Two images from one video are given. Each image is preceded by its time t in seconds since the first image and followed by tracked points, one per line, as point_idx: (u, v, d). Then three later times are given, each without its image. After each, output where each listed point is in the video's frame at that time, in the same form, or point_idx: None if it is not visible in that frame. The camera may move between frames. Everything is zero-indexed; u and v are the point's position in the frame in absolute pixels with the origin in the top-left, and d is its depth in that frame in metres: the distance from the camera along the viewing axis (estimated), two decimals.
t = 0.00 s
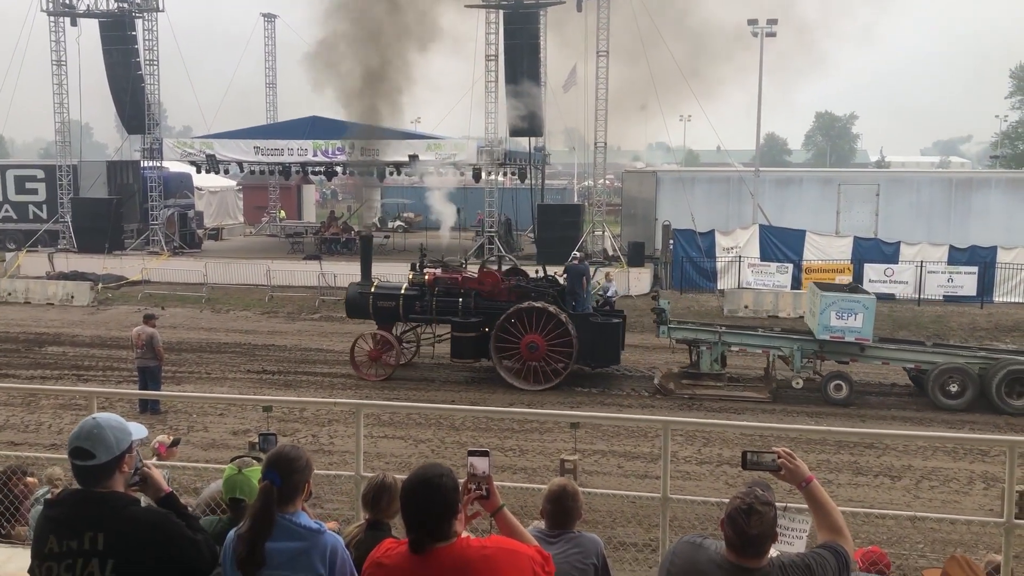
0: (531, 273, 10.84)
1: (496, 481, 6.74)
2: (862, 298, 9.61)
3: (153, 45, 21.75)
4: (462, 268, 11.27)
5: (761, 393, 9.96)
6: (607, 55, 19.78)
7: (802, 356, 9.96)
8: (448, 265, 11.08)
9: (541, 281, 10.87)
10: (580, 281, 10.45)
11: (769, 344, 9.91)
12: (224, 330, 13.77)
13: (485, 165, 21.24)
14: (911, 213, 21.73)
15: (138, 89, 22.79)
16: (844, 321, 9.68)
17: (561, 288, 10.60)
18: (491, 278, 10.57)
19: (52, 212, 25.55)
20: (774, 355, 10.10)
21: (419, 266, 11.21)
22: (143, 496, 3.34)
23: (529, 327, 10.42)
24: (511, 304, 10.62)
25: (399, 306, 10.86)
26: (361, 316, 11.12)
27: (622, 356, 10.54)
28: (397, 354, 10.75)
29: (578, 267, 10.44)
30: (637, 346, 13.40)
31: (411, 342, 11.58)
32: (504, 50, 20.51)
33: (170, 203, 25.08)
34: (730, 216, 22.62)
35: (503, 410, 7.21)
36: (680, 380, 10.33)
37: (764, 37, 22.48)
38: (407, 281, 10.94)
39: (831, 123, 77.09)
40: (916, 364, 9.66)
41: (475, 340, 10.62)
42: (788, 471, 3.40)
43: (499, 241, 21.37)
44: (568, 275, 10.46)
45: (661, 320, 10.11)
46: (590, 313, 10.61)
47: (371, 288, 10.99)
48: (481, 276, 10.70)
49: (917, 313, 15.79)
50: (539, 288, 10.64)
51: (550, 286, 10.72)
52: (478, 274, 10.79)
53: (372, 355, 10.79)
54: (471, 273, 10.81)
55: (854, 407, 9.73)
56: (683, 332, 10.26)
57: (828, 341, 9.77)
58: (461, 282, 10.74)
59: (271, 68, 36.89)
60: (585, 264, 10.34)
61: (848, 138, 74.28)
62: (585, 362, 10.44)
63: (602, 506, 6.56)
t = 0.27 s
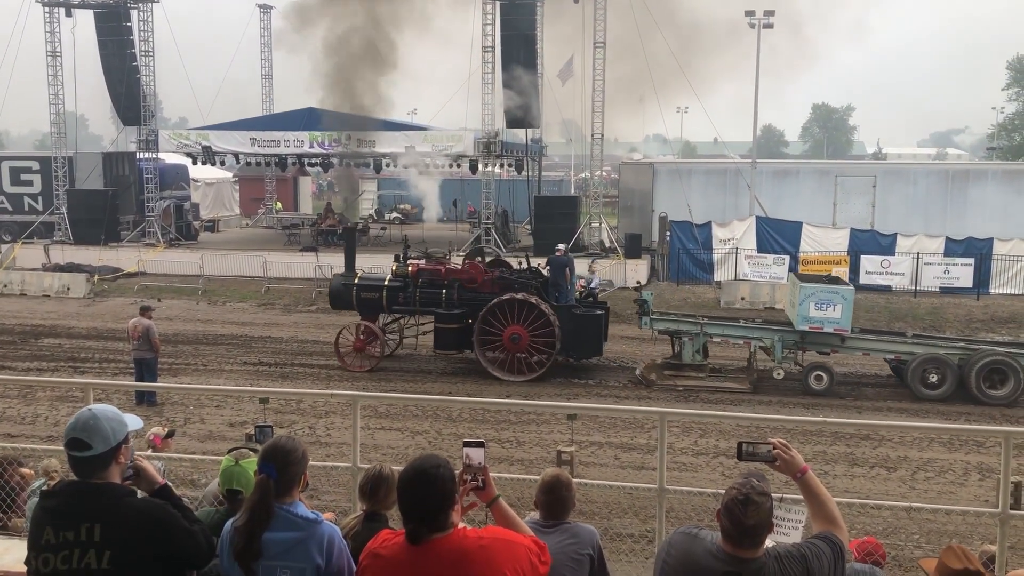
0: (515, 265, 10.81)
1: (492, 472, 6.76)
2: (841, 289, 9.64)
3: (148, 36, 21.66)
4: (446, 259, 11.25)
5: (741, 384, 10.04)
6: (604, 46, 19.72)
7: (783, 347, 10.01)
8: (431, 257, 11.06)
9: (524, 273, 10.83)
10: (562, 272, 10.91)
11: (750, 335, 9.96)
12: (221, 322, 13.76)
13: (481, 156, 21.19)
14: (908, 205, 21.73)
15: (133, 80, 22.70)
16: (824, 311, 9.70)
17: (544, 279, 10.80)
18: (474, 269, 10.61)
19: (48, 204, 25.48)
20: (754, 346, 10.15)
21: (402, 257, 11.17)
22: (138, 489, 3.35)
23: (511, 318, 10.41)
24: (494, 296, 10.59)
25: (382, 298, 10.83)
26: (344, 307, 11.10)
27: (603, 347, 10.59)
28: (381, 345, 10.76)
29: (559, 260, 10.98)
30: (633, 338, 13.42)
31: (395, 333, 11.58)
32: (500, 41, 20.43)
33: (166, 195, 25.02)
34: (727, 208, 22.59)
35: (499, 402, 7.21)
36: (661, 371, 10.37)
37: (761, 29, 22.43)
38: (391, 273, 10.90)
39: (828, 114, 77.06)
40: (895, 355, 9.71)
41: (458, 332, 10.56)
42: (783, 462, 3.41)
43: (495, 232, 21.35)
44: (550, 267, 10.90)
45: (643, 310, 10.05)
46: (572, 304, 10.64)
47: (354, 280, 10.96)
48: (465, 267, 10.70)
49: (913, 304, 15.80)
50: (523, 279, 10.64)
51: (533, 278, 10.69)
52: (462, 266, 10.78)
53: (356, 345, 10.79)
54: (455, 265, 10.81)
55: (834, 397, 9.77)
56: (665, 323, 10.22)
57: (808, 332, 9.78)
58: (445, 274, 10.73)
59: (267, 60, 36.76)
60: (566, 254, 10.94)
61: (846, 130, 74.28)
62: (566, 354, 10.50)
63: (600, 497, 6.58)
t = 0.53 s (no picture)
0: (500, 259, 10.92)
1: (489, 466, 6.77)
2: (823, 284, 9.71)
3: (147, 30, 21.62)
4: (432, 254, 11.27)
5: (726, 377, 10.12)
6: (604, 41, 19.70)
7: (767, 341, 10.06)
8: (417, 251, 11.10)
9: (509, 267, 10.91)
10: (546, 267, 10.73)
11: (734, 329, 10.01)
12: (220, 317, 13.76)
13: (480, 151, 21.17)
14: (907, 201, 21.74)
15: (132, 74, 22.66)
16: (805, 306, 9.78)
17: (529, 273, 10.81)
18: (459, 264, 10.67)
19: (47, 198, 25.46)
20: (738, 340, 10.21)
21: (388, 252, 11.20)
22: (136, 483, 3.35)
23: (497, 312, 10.50)
24: (479, 290, 10.71)
25: (368, 292, 10.87)
26: (330, 303, 11.09)
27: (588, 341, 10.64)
28: (367, 340, 10.76)
29: (545, 255, 10.77)
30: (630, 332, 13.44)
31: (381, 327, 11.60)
32: (500, 36, 20.40)
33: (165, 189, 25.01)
34: (727, 203, 22.57)
35: (497, 396, 7.23)
36: (646, 365, 10.36)
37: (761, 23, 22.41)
38: (377, 267, 10.94)
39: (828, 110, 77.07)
40: (879, 349, 9.75)
41: (444, 326, 10.66)
42: (782, 456, 3.42)
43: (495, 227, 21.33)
44: (535, 262, 10.76)
45: (628, 304, 10.12)
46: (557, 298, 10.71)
47: (340, 274, 10.99)
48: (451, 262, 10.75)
49: (911, 300, 15.82)
50: (508, 274, 10.74)
51: (519, 271, 10.84)
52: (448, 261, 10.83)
53: (342, 340, 10.78)
54: (441, 259, 10.87)
55: (818, 391, 9.81)
56: (649, 317, 10.30)
57: (788, 326, 9.88)
58: (431, 268, 10.76)
59: (266, 54, 36.67)
60: (552, 250, 10.65)
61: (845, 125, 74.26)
62: (552, 348, 10.55)
63: (599, 491, 6.59)
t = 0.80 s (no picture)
0: (489, 257, 10.87)
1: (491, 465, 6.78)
2: (807, 282, 9.76)
3: (150, 29, 21.62)
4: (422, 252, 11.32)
5: (713, 375, 10.17)
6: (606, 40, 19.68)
7: (754, 340, 10.09)
8: (407, 250, 11.15)
9: (498, 265, 10.89)
10: (535, 266, 10.85)
11: (722, 328, 10.05)
12: (223, 315, 13.77)
13: (483, 150, 21.16)
14: (909, 200, 21.72)
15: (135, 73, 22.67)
16: (790, 304, 9.84)
17: (518, 271, 10.84)
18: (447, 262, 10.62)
19: (50, 196, 25.49)
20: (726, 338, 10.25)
21: (378, 250, 11.26)
22: (140, 481, 3.36)
23: (485, 310, 10.52)
24: (468, 288, 10.71)
25: (357, 290, 10.96)
26: (320, 300, 11.20)
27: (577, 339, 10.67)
28: (355, 338, 10.82)
29: (533, 253, 10.89)
30: (630, 331, 13.44)
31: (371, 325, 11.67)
32: (503, 35, 20.38)
33: (167, 188, 25.03)
34: (729, 202, 22.59)
35: (499, 395, 7.23)
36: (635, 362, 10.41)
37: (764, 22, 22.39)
38: (366, 265, 11.00)
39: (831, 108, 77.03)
40: (866, 348, 9.74)
41: (433, 324, 10.68)
42: (783, 455, 3.41)
43: (497, 226, 21.33)
44: (524, 260, 10.85)
45: (617, 304, 10.08)
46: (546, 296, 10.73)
47: (330, 273, 11.07)
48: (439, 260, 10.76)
49: (914, 299, 15.81)
50: (497, 272, 10.73)
51: (508, 270, 10.82)
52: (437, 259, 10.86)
53: (330, 338, 10.87)
54: (429, 258, 10.87)
55: (805, 388, 9.87)
56: (639, 316, 10.29)
57: (774, 324, 9.92)
58: (419, 266, 10.80)
59: (268, 53, 36.67)
60: (541, 248, 10.79)
61: (848, 123, 74.20)
62: (540, 346, 10.58)
63: (601, 489, 6.59)
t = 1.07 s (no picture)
0: (481, 258, 10.91)
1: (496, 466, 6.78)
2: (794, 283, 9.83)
3: (155, 31, 21.66)
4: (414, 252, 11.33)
5: (703, 376, 10.16)
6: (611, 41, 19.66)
7: (744, 340, 10.12)
8: (398, 251, 11.18)
9: (490, 266, 10.91)
10: (525, 267, 10.67)
11: (712, 328, 10.09)
12: (227, 317, 13.79)
13: (487, 151, 21.16)
14: (914, 200, 21.70)
15: (140, 75, 22.71)
16: (777, 304, 9.89)
17: (509, 273, 10.81)
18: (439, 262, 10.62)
19: (55, 198, 25.56)
20: (716, 339, 10.28)
21: (370, 251, 11.28)
22: (145, 484, 3.37)
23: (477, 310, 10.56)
24: (460, 289, 10.72)
25: (349, 291, 10.97)
26: (312, 301, 11.21)
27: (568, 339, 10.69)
28: (347, 339, 10.80)
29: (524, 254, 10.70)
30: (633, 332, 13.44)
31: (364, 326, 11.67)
32: (507, 36, 20.38)
33: (172, 189, 25.09)
34: (734, 202, 22.58)
35: (503, 397, 7.23)
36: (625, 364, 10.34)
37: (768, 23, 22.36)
38: (358, 266, 11.03)
39: (835, 108, 76.91)
40: (855, 349, 9.74)
41: (425, 324, 10.72)
42: (788, 458, 3.40)
43: (501, 227, 21.33)
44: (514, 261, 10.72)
45: (606, 305, 10.09)
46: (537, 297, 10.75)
47: (322, 274, 11.09)
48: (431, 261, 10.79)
49: (919, 300, 15.79)
50: (489, 272, 10.75)
51: (499, 270, 10.82)
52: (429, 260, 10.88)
53: (322, 339, 10.86)
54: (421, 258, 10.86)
55: (795, 389, 9.89)
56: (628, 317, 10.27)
57: (762, 324, 9.96)
58: (411, 267, 10.82)
59: (272, 53, 36.69)
60: (531, 249, 10.61)
61: (852, 123, 74.11)
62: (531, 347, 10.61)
63: (606, 491, 6.60)
